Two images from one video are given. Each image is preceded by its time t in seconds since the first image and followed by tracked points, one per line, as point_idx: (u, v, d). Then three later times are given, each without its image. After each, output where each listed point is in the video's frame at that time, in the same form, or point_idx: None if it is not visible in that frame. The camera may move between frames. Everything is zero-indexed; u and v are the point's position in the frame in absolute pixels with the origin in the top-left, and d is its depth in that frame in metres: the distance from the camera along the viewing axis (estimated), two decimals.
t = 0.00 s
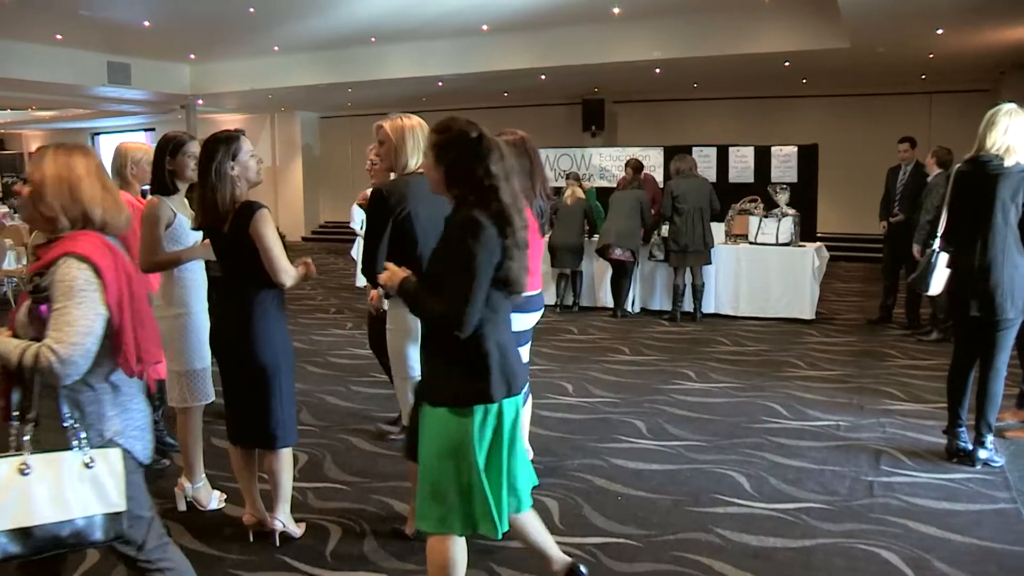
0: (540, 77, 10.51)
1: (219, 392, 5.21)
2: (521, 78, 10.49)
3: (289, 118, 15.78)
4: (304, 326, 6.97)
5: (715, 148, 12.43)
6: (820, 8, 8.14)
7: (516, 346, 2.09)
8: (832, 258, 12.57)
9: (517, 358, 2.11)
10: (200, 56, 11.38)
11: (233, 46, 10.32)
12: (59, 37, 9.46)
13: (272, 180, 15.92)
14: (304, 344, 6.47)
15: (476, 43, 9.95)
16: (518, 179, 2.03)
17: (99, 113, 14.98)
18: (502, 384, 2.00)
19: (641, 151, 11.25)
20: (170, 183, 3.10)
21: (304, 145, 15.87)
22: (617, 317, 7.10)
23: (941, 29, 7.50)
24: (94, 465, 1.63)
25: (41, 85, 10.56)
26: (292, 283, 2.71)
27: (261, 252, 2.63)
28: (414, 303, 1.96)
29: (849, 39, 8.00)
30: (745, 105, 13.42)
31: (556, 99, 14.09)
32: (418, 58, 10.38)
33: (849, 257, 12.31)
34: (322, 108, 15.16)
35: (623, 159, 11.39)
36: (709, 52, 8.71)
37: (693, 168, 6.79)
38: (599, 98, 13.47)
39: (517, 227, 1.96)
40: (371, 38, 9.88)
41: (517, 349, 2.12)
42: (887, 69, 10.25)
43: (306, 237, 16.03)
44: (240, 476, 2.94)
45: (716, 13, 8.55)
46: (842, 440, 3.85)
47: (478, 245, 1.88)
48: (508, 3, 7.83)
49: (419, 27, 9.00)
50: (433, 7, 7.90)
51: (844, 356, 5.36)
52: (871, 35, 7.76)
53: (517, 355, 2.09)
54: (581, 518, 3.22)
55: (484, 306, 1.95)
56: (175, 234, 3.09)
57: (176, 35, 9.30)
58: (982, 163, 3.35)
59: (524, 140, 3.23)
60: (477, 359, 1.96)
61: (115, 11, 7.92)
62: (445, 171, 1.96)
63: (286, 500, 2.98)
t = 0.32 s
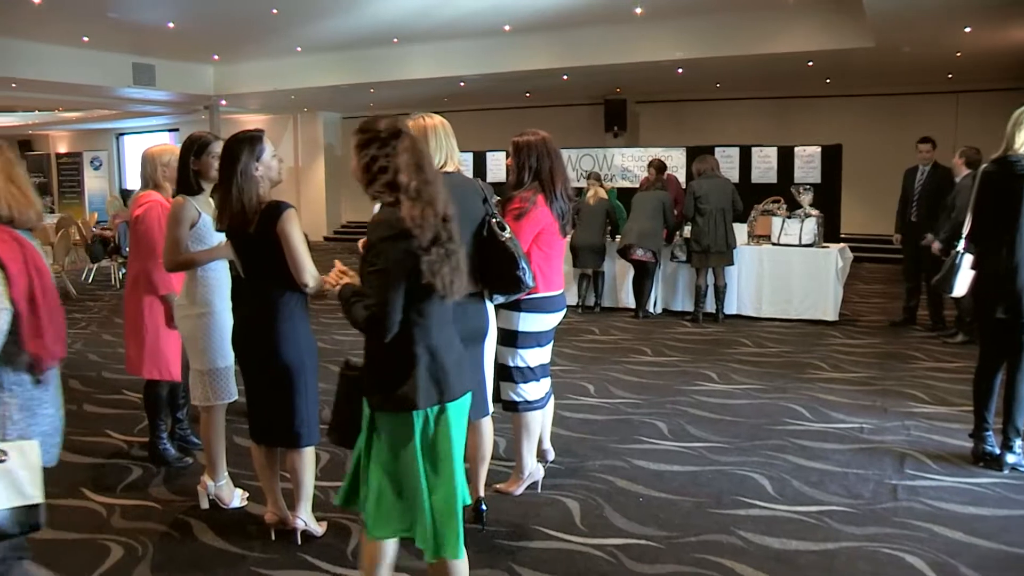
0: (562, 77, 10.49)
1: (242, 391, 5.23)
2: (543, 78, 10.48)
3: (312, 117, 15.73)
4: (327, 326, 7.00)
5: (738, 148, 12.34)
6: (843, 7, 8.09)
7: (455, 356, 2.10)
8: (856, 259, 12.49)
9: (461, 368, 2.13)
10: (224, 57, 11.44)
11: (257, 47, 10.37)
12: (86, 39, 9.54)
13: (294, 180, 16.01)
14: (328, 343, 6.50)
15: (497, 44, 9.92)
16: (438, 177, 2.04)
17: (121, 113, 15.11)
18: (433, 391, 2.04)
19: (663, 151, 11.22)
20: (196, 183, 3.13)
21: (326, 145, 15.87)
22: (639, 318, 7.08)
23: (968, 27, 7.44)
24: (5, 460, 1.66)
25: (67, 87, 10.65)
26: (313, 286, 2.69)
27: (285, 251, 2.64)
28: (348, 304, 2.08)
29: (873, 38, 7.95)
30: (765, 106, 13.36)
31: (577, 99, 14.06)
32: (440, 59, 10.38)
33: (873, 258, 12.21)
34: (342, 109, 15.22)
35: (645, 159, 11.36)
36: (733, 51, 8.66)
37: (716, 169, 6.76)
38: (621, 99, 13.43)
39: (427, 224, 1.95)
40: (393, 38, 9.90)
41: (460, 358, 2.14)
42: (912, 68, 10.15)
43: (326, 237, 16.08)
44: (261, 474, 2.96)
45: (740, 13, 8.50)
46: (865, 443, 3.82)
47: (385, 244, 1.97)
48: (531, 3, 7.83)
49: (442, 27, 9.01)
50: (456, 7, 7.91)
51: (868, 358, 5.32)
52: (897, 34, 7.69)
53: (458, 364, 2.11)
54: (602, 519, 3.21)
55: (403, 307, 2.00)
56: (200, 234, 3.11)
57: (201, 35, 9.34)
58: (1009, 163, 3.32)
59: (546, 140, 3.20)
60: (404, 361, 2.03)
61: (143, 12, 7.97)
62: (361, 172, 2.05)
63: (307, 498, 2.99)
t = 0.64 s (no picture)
0: (585, 77, 10.45)
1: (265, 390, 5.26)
2: (566, 78, 10.45)
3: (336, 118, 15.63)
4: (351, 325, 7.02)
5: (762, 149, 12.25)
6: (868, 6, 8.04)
7: (375, 358, 2.11)
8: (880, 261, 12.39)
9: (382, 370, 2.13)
10: (250, 57, 11.45)
11: (281, 48, 10.43)
12: (113, 40, 9.60)
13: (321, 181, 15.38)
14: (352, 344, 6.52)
15: (520, 43, 9.89)
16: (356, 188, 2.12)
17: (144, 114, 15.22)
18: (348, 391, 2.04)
19: (687, 151, 11.20)
20: (220, 183, 3.14)
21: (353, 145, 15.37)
22: (662, 319, 7.05)
23: (996, 26, 7.36)
24: None
25: (94, 88, 10.70)
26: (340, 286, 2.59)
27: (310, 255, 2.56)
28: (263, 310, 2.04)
29: (898, 36, 7.89)
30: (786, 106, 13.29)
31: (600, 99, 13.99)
32: (464, 59, 10.35)
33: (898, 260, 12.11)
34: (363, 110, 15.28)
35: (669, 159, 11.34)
36: (758, 50, 8.60)
37: (739, 169, 6.73)
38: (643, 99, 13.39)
39: (349, 226, 2.00)
40: (417, 39, 9.92)
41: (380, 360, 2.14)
42: (937, 67, 10.04)
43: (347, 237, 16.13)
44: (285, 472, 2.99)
45: (764, 12, 8.44)
46: (890, 446, 3.78)
47: (307, 240, 1.95)
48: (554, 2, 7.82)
49: (467, 27, 9.00)
50: (478, 7, 7.91)
51: (893, 360, 5.28)
52: (923, 32, 7.62)
53: (378, 367, 2.12)
54: (625, 520, 3.20)
55: (320, 304, 1.98)
56: (224, 234, 3.13)
57: (226, 36, 9.36)
58: None
59: (568, 140, 3.19)
60: (320, 360, 2.02)
61: (171, 12, 7.98)
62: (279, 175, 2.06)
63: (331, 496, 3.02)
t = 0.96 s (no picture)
0: (610, 77, 10.39)
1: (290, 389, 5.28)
2: (592, 78, 10.39)
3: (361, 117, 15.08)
4: (377, 325, 7.04)
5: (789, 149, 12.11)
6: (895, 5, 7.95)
7: (313, 352, 2.14)
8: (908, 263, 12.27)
9: (321, 364, 2.17)
10: (276, 58, 11.46)
11: (307, 49, 10.45)
12: (142, 41, 9.66)
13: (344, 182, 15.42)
14: (378, 343, 6.53)
15: (545, 43, 9.84)
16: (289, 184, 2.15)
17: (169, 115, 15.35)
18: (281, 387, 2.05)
19: (713, 151, 11.20)
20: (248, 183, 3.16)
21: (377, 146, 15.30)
22: (688, 320, 7.01)
23: None
24: None
25: (122, 89, 10.77)
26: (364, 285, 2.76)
27: (345, 258, 2.71)
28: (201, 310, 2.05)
29: (927, 35, 7.80)
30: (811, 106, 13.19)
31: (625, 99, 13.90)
32: (490, 59, 10.30)
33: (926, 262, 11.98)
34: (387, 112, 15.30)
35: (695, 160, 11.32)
36: (785, 49, 8.51)
37: (765, 169, 6.68)
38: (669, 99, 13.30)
39: (281, 222, 2.03)
40: (442, 39, 9.91)
41: (319, 354, 2.18)
42: (966, 66, 9.90)
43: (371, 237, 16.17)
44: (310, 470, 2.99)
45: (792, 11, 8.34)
46: (918, 449, 3.75)
47: (237, 240, 1.97)
48: (580, 2, 7.79)
49: (494, 27, 8.98)
50: (504, 7, 7.90)
51: (921, 363, 5.22)
52: (954, 30, 7.49)
53: (316, 360, 2.15)
54: (649, 522, 3.19)
55: (252, 303, 2.02)
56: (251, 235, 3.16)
57: (254, 36, 9.38)
58: None
59: (595, 141, 3.18)
60: (253, 355, 2.04)
61: (201, 13, 8.00)
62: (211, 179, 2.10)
63: (354, 496, 3.01)
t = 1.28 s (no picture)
0: (638, 77, 10.30)
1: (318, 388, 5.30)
2: (620, 78, 10.28)
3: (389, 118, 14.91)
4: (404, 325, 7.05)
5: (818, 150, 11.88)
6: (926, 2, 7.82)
7: (232, 356, 2.12)
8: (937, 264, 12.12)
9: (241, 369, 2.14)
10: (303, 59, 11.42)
11: (334, 49, 10.43)
12: (171, 42, 9.71)
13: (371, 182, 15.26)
14: (405, 344, 6.54)
15: (573, 43, 9.76)
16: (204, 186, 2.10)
17: (194, 115, 15.47)
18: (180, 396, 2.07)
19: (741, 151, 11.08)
20: (278, 182, 3.19)
21: (403, 146, 15.10)
22: (715, 321, 6.98)
23: None
24: None
25: (153, 90, 10.83)
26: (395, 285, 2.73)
27: (372, 256, 2.69)
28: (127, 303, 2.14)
29: (960, 33, 7.67)
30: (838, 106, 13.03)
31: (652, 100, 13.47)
32: (517, 59, 10.21)
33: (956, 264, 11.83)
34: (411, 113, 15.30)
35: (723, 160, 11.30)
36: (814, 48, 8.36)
37: (794, 170, 6.64)
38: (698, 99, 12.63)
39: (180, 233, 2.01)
40: (469, 40, 9.87)
41: (244, 358, 2.15)
42: (997, 65, 9.73)
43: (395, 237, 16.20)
44: (339, 468, 2.99)
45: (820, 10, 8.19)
46: (948, 454, 3.70)
47: (134, 253, 2.01)
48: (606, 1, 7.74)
49: (523, 26, 8.91)
50: (531, 7, 7.86)
51: (953, 366, 5.15)
52: (988, 27, 7.32)
53: (237, 365, 2.13)
54: (675, 524, 3.17)
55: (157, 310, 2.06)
56: (280, 232, 3.17)
57: (281, 36, 9.35)
58: None
59: (625, 141, 3.18)
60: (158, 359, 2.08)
61: (230, 13, 7.98)
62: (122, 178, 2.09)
63: (381, 495, 3.01)
